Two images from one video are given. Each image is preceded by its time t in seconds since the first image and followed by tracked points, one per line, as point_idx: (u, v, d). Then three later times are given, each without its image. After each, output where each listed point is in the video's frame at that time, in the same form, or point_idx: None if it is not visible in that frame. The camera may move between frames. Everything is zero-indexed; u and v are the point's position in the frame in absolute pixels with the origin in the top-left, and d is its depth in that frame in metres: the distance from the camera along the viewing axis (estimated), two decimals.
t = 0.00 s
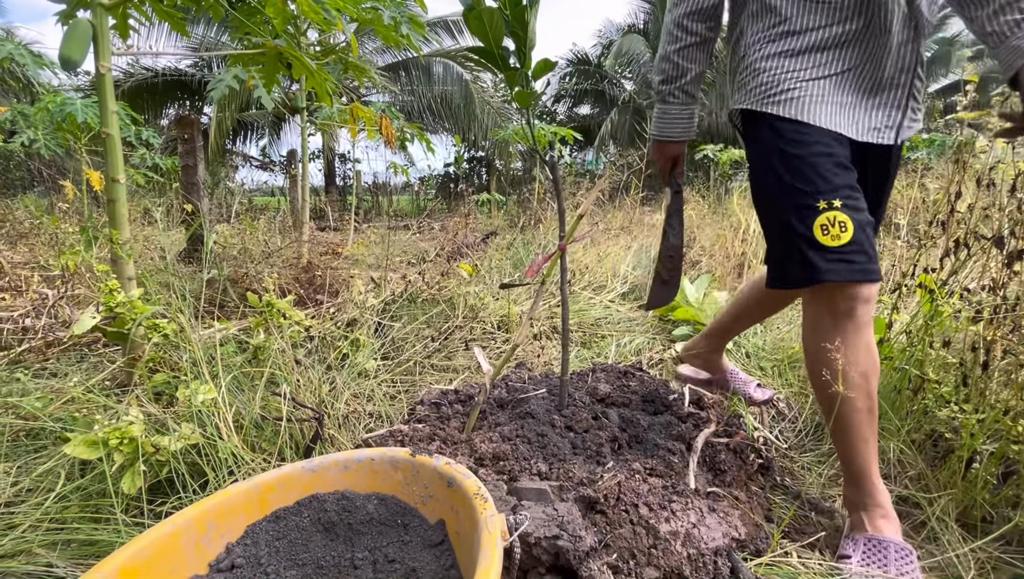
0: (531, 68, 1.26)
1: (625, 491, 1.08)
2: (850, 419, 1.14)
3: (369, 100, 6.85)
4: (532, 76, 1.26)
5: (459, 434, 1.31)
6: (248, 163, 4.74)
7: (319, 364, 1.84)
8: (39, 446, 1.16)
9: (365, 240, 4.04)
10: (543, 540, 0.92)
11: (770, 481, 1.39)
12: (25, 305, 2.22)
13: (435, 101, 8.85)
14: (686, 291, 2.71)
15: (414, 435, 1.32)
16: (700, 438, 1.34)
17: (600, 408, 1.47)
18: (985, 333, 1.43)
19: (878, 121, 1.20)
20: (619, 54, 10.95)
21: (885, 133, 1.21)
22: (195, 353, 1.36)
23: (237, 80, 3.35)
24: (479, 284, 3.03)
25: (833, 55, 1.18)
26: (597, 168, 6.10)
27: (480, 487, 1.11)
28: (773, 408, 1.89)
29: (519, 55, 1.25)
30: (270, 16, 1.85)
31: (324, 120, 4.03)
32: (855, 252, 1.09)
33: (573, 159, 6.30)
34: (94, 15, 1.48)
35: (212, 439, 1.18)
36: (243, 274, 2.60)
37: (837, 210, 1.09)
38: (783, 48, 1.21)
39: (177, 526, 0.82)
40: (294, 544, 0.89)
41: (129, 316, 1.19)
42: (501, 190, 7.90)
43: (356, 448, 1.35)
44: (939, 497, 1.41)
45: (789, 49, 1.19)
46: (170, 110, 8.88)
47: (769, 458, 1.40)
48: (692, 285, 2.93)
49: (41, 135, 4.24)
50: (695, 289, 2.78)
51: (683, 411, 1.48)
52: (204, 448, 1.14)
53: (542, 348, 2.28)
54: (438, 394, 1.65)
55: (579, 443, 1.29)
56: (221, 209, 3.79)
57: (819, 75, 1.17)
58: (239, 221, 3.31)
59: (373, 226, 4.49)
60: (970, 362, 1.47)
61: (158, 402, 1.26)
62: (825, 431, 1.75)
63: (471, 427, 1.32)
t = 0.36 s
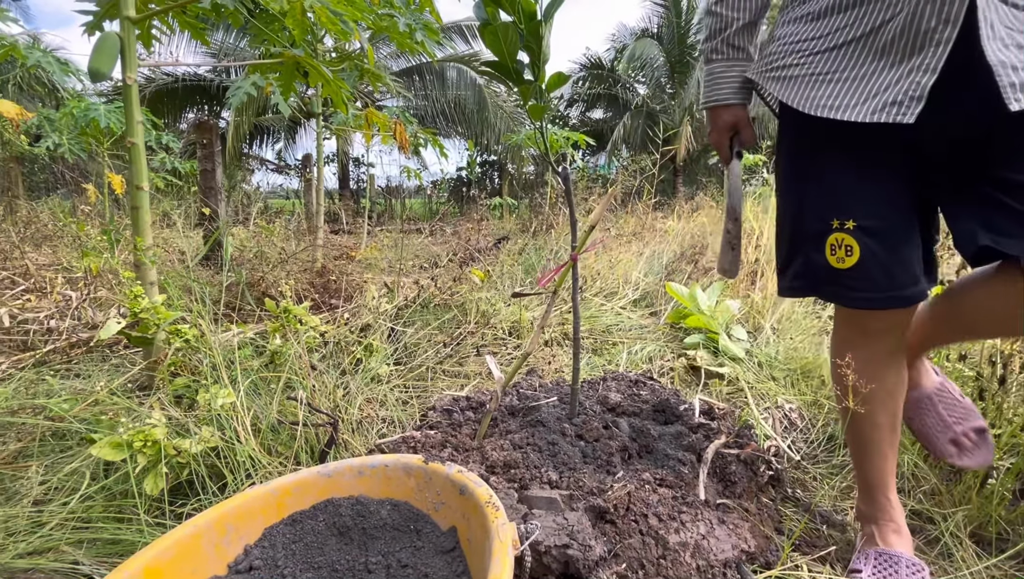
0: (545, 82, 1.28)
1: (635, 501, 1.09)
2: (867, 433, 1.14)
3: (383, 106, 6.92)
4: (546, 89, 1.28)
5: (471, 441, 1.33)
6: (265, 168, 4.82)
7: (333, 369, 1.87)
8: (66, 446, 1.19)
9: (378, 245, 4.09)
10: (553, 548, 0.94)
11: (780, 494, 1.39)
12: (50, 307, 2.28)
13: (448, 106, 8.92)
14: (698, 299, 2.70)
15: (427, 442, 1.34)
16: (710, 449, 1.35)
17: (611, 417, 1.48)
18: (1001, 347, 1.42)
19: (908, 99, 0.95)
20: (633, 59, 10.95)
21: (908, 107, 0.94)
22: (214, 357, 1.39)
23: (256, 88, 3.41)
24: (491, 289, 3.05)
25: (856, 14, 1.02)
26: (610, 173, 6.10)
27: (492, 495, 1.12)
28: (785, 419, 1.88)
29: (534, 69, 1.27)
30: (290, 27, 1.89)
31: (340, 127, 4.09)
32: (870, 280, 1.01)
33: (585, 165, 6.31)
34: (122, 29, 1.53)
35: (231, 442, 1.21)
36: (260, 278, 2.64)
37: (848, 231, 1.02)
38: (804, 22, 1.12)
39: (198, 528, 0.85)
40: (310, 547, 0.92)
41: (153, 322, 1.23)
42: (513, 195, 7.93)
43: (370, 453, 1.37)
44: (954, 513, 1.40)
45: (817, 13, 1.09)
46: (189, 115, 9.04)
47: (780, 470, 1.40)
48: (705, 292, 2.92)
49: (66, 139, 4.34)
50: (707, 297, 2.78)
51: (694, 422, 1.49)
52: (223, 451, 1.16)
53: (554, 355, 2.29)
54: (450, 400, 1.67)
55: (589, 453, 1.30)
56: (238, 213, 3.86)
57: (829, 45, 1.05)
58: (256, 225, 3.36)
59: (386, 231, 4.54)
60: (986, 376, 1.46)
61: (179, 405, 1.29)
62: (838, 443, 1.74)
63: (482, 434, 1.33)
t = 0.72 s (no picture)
0: (571, 84, 1.28)
1: (660, 506, 1.08)
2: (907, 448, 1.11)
3: (406, 109, 6.99)
4: (572, 91, 1.28)
5: (494, 442, 1.33)
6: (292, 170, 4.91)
7: (358, 369, 1.90)
8: (104, 439, 1.23)
9: (400, 246, 4.12)
10: (577, 550, 0.93)
11: (809, 502, 1.36)
12: (88, 304, 2.36)
13: (470, 109, 8.97)
14: (722, 303, 2.67)
15: (451, 441, 1.34)
16: (737, 455, 1.33)
17: (634, 420, 1.47)
18: None
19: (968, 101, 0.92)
20: (656, 61, 10.87)
21: (965, 99, 0.91)
22: (245, 355, 1.42)
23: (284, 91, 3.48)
24: (512, 291, 3.06)
25: None
26: (632, 175, 6.06)
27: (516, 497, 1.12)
28: (814, 426, 1.84)
29: (560, 71, 1.28)
30: (319, 32, 1.93)
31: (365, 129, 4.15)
32: (889, 292, 1.00)
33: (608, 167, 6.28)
34: (161, 35, 1.59)
35: (260, 438, 1.23)
36: (287, 278, 2.69)
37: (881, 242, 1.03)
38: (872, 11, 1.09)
39: (231, 521, 0.87)
40: (337, 542, 0.93)
41: (187, 319, 1.26)
42: (534, 197, 7.93)
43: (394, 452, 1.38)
44: (994, 527, 1.35)
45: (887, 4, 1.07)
46: (218, 118, 9.25)
47: (808, 478, 1.37)
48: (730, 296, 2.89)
49: (103, 143, 4.49)
50: (732, 301, 2.74)
51: (720, 427, 1.47)
52: (252, 446, 1.19)
53: (576, 358, 2.29)
54: (473, 400, 1.67)
55: (613, 456, 1.30)
56: (266, 214, 3.94)
57: (885, 34, 1.04)
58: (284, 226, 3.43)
59: (409, 233, 4.58)
60: None
61: (211, 401, 1.32)
62: (869, 452, 1.70)
63: (505, 435, 1.34)
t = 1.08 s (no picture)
0: (610, 80, 1.27)
1: (703, 504, 1.06)
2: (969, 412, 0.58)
3: (434, 112, 7.06)
4: (611, 86, 1.27)
5: (531, 437, 1.33)
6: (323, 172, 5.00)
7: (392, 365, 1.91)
8: (153, 427, 1.27)
9: (428, 247, 4.15)
10: (620, 546, 0.93)
11: (854, 506, 1.32)
12: (132, 300, 2.44)
13: (496, 111, 9.00)
14: (757, 304, 2.62)
15: (488, 436, 1.35)
16: (779, 456, 1.30)
17: (672, 420, 1.45)
18: None
19: None
20: (684, 61, 10.75)
21: None
22: (286, 349, 1.45)
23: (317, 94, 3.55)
24: (541, 291, 3.05)
25: None
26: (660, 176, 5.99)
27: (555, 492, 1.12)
28: (857, 429, 1.78)
29: (599, 67, 1.27)
30: (356, 35, 1.97)
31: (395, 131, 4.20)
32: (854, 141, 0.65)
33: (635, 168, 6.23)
34: (208, 40, 1.64)
35: (302, 428, 1.25)
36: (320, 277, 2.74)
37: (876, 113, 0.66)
38: None
39: (279, 507, 0.88)
40: (379, 531, 0.94)
41: (233, 313, 1.30)
42: (560, 198, 7.91)
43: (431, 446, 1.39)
44: None
45: None
46: (251, 123, 9.48)
47: (853, 481, 1.33)
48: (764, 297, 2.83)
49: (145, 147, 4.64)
50: (767, 302, 2.69)
51: (761, 428, 1.44)
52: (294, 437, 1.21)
53: (607, 358, 2.27)
54: (507, 398, 1.67)
55: (651, 454, 1.28)
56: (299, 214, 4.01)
57: None
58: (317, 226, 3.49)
59: (437, 234, 4.62)
60: None
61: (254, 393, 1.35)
62: (916, 457, 1.64)
63: (542, 431, 1.33)
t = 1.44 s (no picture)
0: (657, 80, 1.27)
1: (752, 505, 1.05)
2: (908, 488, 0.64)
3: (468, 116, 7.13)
4: (658, 87, 1.27)
5: (574, 435, 1.34)
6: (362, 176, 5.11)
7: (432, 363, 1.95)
8: (213, 416, 1.34)
9: (463, 248, 4.19)
10: (669, 543, 0.93)
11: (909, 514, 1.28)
12: (186, 298, 2.54)
13: (528, 114, 9.02)
14: (800, 307, 2.56)
15: (531, 433, 1.36)
16: (829, 460, 1.27)
17: (716, 421, 1.43)
18: None
19: None
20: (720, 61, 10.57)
21: None
22: (336, 344, 1.50)
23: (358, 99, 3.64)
24: (577, 292, 3.05)
25: None
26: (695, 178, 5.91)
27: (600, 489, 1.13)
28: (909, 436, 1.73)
29: (646, 68, 1.27)
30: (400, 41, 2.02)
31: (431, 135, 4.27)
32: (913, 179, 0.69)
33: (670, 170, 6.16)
34: (263, 48, 1.71)
35: (352, 420, 1.29)
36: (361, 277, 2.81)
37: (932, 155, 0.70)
38: None
39: (336, 493, 0.92)
40: (430, 521, 0.96)
41: (288, 309, 1.35)
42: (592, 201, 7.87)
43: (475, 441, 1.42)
44: None
45: None
46: (291, 129, 9.74)
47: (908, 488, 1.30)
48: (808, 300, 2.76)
49: (193, 152, 4.83)
50: (811, 305, 2.62)
51: (809, 431, 1.41)
52: (345, 428, 1.25)
53: (645, 360, 2.26)
54: (547, 396, 1.68)
55: (696, 455, 1.27)
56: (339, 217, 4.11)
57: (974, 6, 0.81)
58: (356, 228, 3.57)
59: (471, 236, 4.66)
60: None
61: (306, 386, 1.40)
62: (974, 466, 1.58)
63: (585, 429, 1.34)
